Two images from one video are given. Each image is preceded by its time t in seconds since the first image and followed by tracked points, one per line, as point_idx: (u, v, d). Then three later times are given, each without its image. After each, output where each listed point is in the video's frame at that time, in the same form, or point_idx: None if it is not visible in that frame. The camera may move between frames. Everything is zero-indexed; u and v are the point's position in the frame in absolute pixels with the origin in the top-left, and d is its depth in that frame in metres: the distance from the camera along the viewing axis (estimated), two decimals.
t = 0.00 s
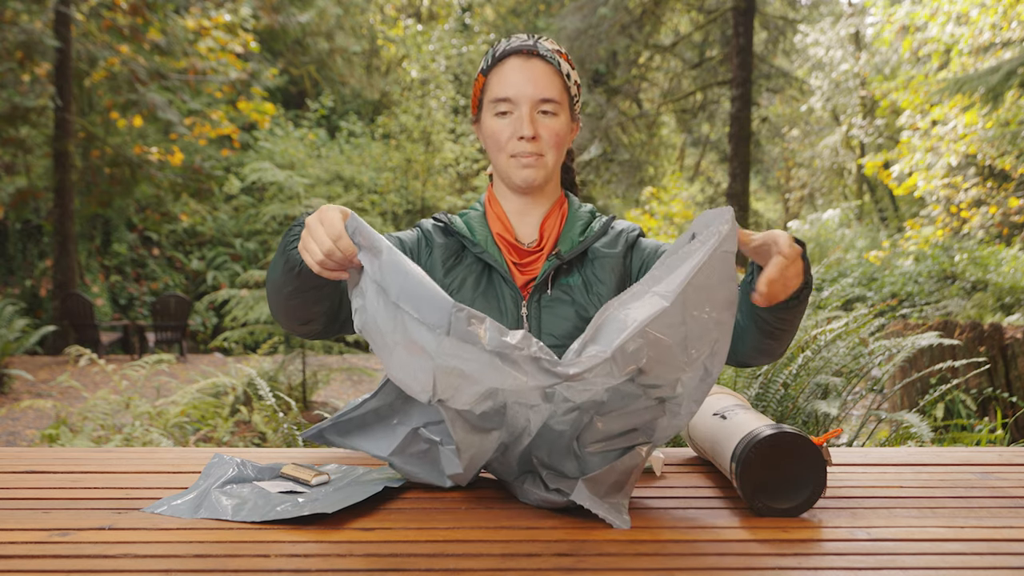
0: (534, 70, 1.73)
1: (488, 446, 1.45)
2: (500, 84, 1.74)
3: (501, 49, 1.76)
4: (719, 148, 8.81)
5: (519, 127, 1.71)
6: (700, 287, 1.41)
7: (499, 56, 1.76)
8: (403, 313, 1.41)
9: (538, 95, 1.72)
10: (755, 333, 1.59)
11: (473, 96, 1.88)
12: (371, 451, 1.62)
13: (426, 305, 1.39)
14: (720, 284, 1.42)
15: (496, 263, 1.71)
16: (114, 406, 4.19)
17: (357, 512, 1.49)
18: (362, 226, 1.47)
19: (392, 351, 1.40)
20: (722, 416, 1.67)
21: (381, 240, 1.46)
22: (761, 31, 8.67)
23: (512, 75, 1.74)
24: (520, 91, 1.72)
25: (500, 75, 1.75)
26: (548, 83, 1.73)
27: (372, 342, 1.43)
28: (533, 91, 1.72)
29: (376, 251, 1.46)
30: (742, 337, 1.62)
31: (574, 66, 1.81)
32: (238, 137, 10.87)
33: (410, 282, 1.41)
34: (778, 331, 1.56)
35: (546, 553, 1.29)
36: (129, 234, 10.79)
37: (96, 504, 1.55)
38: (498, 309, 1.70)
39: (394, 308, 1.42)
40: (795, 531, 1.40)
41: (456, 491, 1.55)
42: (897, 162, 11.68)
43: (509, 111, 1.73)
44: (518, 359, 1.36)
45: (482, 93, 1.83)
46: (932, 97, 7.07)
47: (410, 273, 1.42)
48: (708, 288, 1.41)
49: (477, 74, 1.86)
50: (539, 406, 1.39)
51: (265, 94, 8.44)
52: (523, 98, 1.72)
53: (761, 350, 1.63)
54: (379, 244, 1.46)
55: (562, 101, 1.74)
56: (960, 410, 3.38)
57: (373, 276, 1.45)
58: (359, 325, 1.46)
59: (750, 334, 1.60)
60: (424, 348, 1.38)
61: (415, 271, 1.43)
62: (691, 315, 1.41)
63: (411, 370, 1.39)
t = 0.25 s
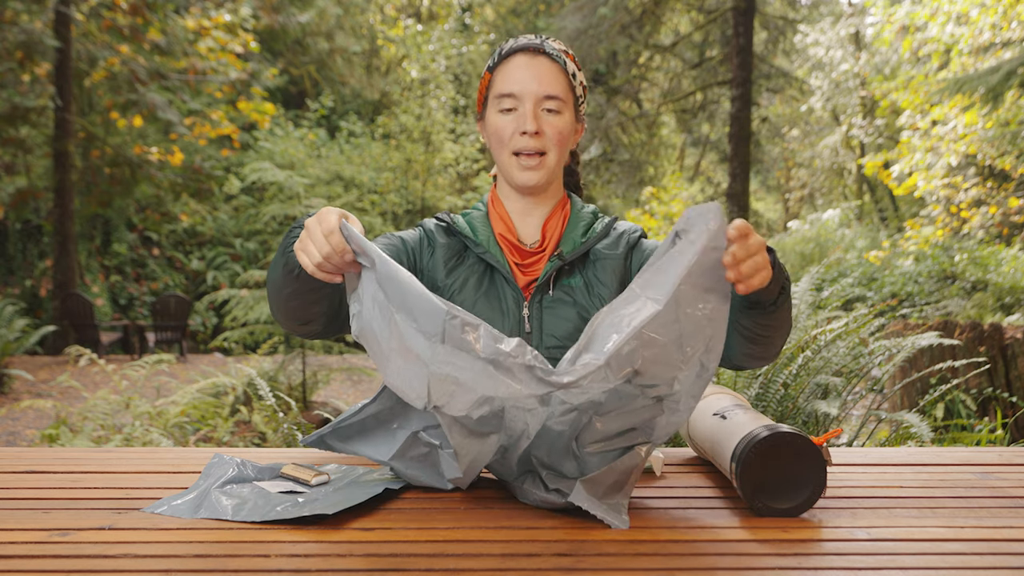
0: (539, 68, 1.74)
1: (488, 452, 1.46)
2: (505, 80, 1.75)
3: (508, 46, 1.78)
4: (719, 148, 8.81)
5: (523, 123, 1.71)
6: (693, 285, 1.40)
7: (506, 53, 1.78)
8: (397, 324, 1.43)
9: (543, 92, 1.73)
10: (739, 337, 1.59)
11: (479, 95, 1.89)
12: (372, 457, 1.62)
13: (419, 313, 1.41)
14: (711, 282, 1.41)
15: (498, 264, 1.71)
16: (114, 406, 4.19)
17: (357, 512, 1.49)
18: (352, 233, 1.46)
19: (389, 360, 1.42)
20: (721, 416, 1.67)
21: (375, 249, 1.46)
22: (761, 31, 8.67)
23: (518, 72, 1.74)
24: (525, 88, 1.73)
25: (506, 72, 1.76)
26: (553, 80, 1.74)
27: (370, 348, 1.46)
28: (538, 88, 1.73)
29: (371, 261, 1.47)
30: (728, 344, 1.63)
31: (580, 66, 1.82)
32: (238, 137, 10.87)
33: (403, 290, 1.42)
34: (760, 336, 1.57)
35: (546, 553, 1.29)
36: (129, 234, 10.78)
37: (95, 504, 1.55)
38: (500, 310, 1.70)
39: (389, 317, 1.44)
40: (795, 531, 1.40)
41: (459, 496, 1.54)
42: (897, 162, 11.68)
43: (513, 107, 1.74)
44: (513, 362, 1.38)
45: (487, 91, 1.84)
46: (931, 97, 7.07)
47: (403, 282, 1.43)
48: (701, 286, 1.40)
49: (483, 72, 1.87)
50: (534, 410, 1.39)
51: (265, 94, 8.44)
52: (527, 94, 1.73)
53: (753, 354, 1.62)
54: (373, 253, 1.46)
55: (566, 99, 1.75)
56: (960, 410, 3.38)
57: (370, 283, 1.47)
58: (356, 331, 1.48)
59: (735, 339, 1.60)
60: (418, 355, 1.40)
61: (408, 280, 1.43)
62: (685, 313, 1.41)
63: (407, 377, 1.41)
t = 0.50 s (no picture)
0: (523, 67, 1.74)
1: (527, 466, 1.43)
2: (489, 81, 1.75)
3: (492, 46, 1.78)
4: (719, 148, 8.81)
5: (507, 123, 1.71)
6: (692, 274, 1.48)
7: (490, 54, 1.78)
8: (430, 346, 1.35)
9: (527, 91, 1.73)
10: (737, 354, 1.65)
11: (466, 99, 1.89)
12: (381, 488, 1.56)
13: (468, 338, 1.30)
14: (707, 272, 1.50)
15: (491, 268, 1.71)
16: (114, 406, 4.19)
17: (358, 512, 1.49)
18: (372, 247, 1.43)
19: (437, 388, 1.32)
20: (721, 416, 1.67)
21: (397, 266, 1.39)
22: (761, 31, 8.66)
23: (502, 72, 1.74)
24: (508, 88, 1.73)
25: (490, 72, 1.76)
26: (537, 79, 1.74)
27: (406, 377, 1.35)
28: (522, 87, 1.73)
29: (391, 279, 1.40)
30: (726, 359, 1.69)
31: (567, 65, 1.82)
32: (238, 137, 10.87)
33: (440, 308, 1.33)
34: (757, 353, 1.63)
35: (547, 553, 1.29)
36: (129, 234, 10.76)
37: (96, 504, 1.55)
38: (494, 316, 1.70)
39: (420, 339, 1.36)
40: (795, 531, 1.40)
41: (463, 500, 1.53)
42: (897, 161, 11.68)
43: (497, 108, 1.74)
44: (560, 371, 1.33)
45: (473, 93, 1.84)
46: (932, 97, 7.07)
47: (436, 300, 1.34)
48: (700, 275, 1.49)
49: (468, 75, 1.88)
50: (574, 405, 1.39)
51: (265, 94, 8.44)
52: (511, 94, 1.73)
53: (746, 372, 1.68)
54: (395, 270, 1.39)
55: (551, 97, 1.74)
56: (960, 410, 3.38)
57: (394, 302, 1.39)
58: (382, 360, 1.38)
59: (732, 355, 1.66)
60: (478, 381, 1.30)
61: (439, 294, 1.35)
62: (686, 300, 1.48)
63: (462, 406, 1.30)
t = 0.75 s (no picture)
0: (520, 66, 1.73)
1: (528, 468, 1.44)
2: (486, 81, 1.74)
3: (486, 45, 1.77)
4: (719, 148, 8.82)
5: (506, 124, 1.71)
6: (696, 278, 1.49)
7: (482, 53, 1.77)
8: (433, 351, 1.35)
9: (524, 91, 1.72)
10: (735, 355, 1.66)
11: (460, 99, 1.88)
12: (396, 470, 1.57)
13: (474, 345, 1.30)
14: (711, 275, 1.51)
15: (494, 265, 1.71)
16: (114, 406, 4.19)
17: (359, 511, 1.49)
18: (375, 251, 1.38)
19: (440, 394, 1.32)
20: (721, 416, 1.67)
21: (400, 269, 1.38)
22: (761, 31, 8.65)
23: (499, 72, 1.74)
24: (506, 88, 1.72)
25: (486, 73, 1.75)
26: (534, 78, 1.73)
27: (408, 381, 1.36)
28: (519, 87, 1.72)
29: (393, 282, 1.39)
30: (725, 360, 1.68)
31: (561, 63, 1.81)
32: (238, 137, 10.87)
33: (444, 315, 1.32)
34: (757, 355, 1.64)
35: (546, 553, 1.29)
36: (129, 234, 10.76)
37: (96, 504, 1.55)
38: (499, 314, 1.70)
39: (423, 344, 1.36)
40: (795, 531, 1.40)
41: (465, 501, 1.53)
42: (897, 161, 11.68)
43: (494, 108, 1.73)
44: (565, 377, 1.34)
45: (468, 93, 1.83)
46: (931, 97, 7.07)
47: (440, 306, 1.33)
48: (703, 279, 1.49)
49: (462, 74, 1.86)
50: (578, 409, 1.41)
51: (265, 94, 8.45)
52: (509, 94, 1.72)
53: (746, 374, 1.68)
54: (398, 274, 1.38)
55: (548, 96, 1.74)
56: (960, 410, 3.38)
57: (397, 305, 1.39)
58: (383, 364, 1.37)
59: (730, 356, 1.66)
60: (482, 388, 1.31)
61: (444, 300, 1.35)
62: (690, 304, 1.48)
63: (464, 411, 1.32)
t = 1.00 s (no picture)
0: (522, 67, 1.72)
1: (531, 468, 1.42)
2: (489, 84, 1.74)
3: (489, 47, 1.76)
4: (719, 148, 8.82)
5: (509, 125, 1.69)
6: (703, 283, 1.48)
7: (485, 55, 1.76)
8: (436, 349, 1.34)
9: (527, 93, 1.71)
10: (741, 358, 1.68)
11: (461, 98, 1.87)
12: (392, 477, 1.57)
13: (480, 344, 1.27)
14: (717, 280, 1.50)
15: (497, 267, 1.71)
16: (114, 406, 4.20)
17: (361, 511, 1.49)
18: (376, 250, 1.40)
19: (444, 392, 1.31)
20: (721, 416, 1.67)
21: (402, 268, 1.38)
22: (761, 31, 8.64)
23: (501, 74, 1.73)
24: (509, 90, 1.71)
25: (488, 75, 1.74)
26: (536, 80, 1.72)
27: (411, 381, 1.34)
28: (522, 89, 1.71)
29: (397, 281, 1.39)
30: (730, 361, 1.71)
31: (562, 62, 1.80)
32: (238, 137, 10.87)
33: (448, 313, 1.31)
34: (763, 358, 1.65)
35: (546, 552, 1.29)
36: (129, 234, 10.76)
37: (96, 504, 1.55)
38: (503, 316, 1.70)
39: (427, 342, 1.36)
40: (795, 531, 1.40)
41: (466, 501, 1.54)
42: (897, 161, 11.68)
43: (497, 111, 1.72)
44: (571, 377, 1.32)
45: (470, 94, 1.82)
46: (931, 97, 7.08)
47: (443, 304, 1.32)
48: (709, 283, 1.48)
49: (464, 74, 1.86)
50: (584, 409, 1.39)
51: (265, 94, 8.45)
52: (511, 96, 1.71)
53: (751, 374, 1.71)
54: (400, 272, 1.38)
55: (551, 98, 1.73)
56: (960, 410, 3.38)
57: (402, 304, 1.38)
58: (386, 363, 1.37)
59: (736, 358, 1.69)
60: (490, 387, 1.28)
61: (446, 298, 1.34)
62: (696, 308, 1.47)
63: (472, 410, 1.28)
